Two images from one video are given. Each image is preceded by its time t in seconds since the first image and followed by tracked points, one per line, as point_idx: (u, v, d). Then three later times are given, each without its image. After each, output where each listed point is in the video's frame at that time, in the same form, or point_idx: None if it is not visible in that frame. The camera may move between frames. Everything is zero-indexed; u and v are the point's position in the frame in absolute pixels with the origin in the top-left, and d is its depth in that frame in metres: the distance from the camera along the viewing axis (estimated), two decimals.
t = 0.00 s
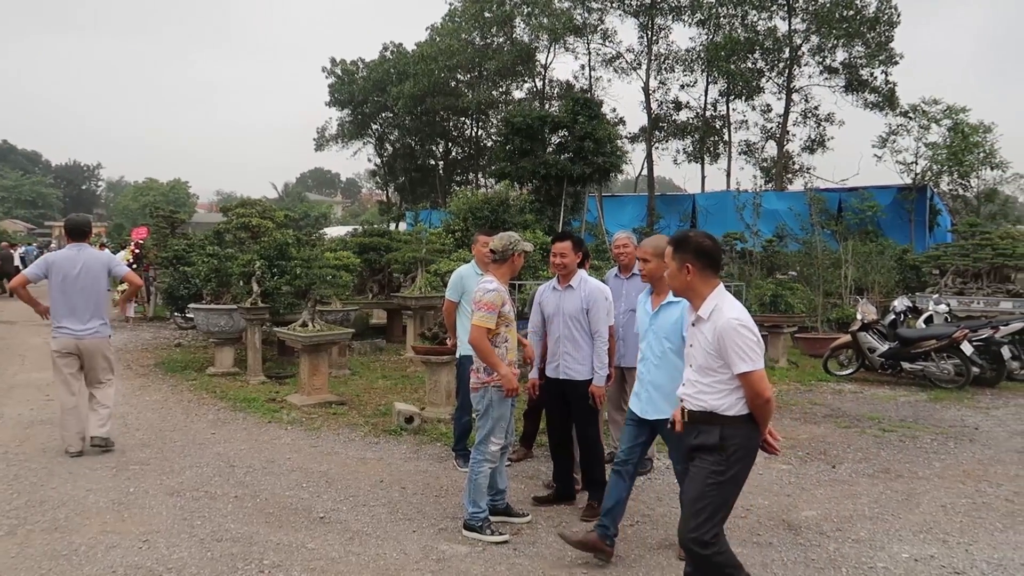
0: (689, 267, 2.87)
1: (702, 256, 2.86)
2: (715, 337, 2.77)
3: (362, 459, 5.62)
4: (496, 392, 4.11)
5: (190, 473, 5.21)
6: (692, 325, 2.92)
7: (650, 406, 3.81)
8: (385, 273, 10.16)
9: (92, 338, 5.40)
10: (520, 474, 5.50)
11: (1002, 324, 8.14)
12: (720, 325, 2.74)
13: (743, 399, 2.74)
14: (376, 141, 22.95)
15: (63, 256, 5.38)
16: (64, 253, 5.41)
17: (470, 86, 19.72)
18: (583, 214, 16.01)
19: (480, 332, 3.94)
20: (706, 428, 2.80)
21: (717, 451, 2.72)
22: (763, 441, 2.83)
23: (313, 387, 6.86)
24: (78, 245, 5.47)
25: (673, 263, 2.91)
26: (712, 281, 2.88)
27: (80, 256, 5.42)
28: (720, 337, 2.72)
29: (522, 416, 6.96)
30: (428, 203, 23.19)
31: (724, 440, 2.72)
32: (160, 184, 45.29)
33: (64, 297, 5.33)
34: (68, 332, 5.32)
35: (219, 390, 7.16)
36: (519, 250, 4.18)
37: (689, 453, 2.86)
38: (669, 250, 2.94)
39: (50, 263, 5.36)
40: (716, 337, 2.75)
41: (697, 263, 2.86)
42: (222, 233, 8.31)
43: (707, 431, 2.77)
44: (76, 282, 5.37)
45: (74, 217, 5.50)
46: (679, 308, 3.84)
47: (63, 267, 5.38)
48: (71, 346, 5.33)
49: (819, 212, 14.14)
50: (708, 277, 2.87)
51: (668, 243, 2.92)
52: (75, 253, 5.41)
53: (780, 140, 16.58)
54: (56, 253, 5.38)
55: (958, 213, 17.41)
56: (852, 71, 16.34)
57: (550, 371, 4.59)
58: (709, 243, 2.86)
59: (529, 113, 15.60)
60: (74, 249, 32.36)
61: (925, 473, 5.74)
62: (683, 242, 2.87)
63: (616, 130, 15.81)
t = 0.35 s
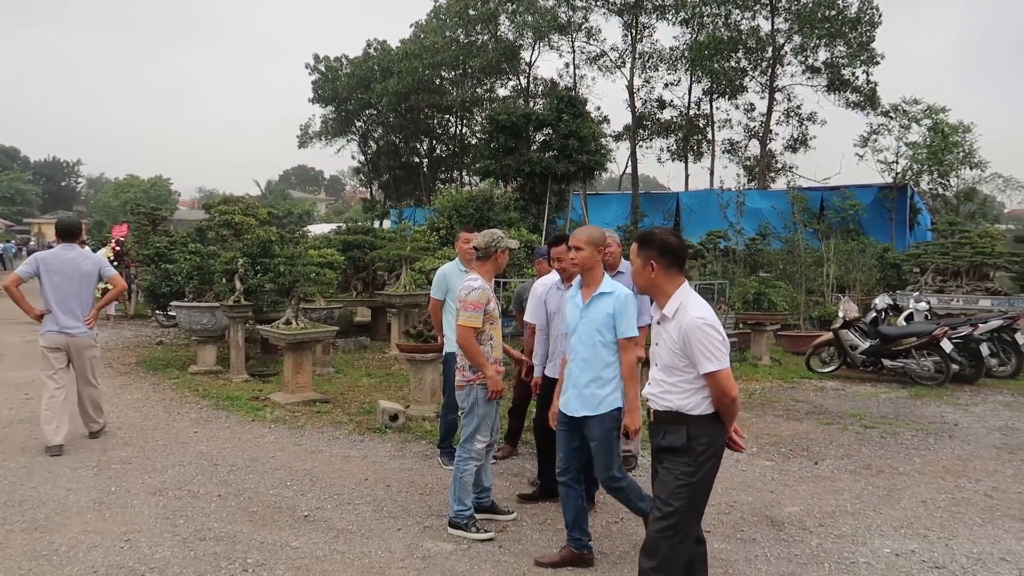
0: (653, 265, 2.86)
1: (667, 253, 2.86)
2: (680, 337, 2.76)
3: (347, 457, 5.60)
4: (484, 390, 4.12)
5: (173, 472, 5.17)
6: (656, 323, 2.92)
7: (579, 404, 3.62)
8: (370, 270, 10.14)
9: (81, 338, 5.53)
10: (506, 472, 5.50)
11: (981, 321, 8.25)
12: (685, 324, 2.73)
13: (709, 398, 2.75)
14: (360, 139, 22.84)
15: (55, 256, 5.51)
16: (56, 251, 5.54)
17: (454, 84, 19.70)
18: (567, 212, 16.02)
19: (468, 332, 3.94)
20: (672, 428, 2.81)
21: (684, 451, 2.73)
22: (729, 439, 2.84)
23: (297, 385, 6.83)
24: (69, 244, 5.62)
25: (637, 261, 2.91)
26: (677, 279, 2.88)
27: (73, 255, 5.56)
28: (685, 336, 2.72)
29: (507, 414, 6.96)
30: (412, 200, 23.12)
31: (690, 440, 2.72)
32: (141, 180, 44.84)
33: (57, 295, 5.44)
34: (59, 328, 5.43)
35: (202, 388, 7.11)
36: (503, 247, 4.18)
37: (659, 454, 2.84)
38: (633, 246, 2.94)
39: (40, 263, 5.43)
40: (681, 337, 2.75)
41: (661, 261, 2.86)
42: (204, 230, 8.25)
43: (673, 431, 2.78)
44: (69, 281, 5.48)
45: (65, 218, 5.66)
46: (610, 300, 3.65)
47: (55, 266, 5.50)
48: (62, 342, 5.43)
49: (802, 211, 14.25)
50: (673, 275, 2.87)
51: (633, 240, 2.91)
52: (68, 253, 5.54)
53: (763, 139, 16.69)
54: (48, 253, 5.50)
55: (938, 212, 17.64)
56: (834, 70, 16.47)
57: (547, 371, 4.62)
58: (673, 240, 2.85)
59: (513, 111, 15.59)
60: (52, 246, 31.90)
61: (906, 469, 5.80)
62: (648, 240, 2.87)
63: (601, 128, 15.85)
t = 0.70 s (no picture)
0: (630, 256, 2.84)
1: (644, 246, 2.83)
2: (654, 333, 2.72)
3: (335, 454, 5.60)
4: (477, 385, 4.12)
5: (160, 471, 5.15)
6: (627, 318, 2.88)
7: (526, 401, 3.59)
8: (358, 268, 10.13)
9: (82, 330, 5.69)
10: (494, 468, 5.52)
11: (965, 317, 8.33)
12: (661, 321, 2.70)
13: (678, 397, 2.73)
14: (348, 135, 22.79)
15: (56, 252, 5.62)
16: (56, 247, 5.64)
17: (442, 81, 19.66)
18: (556, 209, 16.05)
19: (459, 329, 3.94)
20: (639, 427, 2.77)
21: (653, 454, 2.69)
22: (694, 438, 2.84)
23: (285, 382, 6.81)
24: (67, 240, 5.74)
25: (614, 251, 2.88)
26: (652, 273, 2.86)
27: (73, 251, 5.69)
28: (660, 334, 2.68)
29: (495, 411, 6.97)
30: (400, 197, 23.07)
31: (659, 441, 2.69)
32: (126, 177, 44.51)
33: (59, 290, 5.56)
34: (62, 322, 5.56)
35: (189, 386, 7.09)
36: (489, 242, 4.18)
37: (624, 455, 2.79)
38: (611, 237, 2.91)
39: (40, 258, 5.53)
40: (655, 334, 2.71)
41: (638, 252, 2.83)
42: (191, 227, 8.22)
43: (640, 430, 2.74)
44: (71, 277, 5.62)
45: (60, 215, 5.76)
46: (560, 298, 3.67)
47: (57, 261, 5.60)
48: (64, 335, 5.57)
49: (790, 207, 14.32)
50: (648, 269, 2.85)
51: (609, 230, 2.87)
52: (69, 248, 5.70)
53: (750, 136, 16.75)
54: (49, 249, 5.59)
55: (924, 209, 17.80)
56: (820, 68, 16.55)
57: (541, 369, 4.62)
58: (652, 232, 2.83)
59: (501, 107, 15.57)
60: (34, 244, 31.56)
61: (892, 464, 5.84)
62: (626, 231, 2.84)
63: (589, 125, 15.87)
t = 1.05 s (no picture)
0: (622, 250, 2.83)
1: (629, 238, 2.87)
2: (634, 331, 2.72)
3: (318, 452, 5.58)
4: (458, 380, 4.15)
5: (139, 469, 5.10)
6: (600, 316, 2.88)
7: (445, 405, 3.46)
8: (340, 264, 10.09)
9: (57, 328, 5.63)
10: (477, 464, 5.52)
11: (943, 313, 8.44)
12: (639, 318, 2.71)
13: (655, 394, 2.75)
14: (329, 131, 22.69)
15: (32, 251, 5.56)
16: (32, 246, 5.58)
17: (424, 77, 19.60)
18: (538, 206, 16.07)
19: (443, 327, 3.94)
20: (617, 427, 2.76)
21: (635, 452, 2.69)
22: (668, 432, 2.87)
23: (266, 379, 6.78)
24: (41, 239, 5.68)
25: (604, 248, 2.81)
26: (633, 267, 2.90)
27: (48, 250, 5.63)
28: (639, 330, 2.70)
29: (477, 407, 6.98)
30: (382, 193, 22.98)
31: (641, 439, 2.70)
32: (105, 174, 43.99)
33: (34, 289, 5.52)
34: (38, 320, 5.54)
35: (169, 384, 7.03)
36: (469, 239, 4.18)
37: (601, 457, 2.77)
38: (595, 233, 2.81)
39: (15, 256, 5.52)
40: (635, 332, 2.71)
41: (627, 246, 2.86)
42: (171, 224, 8.15)
43: (619, 430, 2.73)
44: (47, 276, 5.54)
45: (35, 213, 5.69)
46: (475, 298, 3.48)
47: (32, 260, 5.54)
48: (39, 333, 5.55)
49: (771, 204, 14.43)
50: (631, 262, 2.89)
51: (599, 226, 2.80)
52: (43, 246, 5.62)
53: (731, 133, 16.84)
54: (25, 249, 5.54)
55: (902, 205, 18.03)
56: (801, 66, 16.68)
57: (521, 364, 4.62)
58: (633, 225, 2.89)
59: (483, 103, 15.55)
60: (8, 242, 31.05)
61: (871, 458, 5.91)
62: (615, 225, 2.83)
63: (571, 121, 15.88)
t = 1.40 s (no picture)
0: (614, 240, 2.87)
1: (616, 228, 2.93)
2: (624, 321, 2.75)
3: (303, 449, 5.56)
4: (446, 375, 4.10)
5: (122, 468, 5.06)
6: (580, 308, 2.87)
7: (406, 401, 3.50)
8: (324, 261, 10.06)
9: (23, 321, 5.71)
10: (464, 461, 5.52)
11: (924, 308, 8.53)
12: (629, 307, 2.75)
13: (634, 385, 2.80)
14: (314, 127, 22.58)
15: None
16: None
17: (409, 72, 19.53)
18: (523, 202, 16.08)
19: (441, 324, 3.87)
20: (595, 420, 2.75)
21: (615, 446, 2.70)
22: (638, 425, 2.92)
23: (251, 376, 6.75)
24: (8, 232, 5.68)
25: (603, 239, 2.81)
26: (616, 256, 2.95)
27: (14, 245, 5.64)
28: (629, 320, 2.73)
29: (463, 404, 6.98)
30: (367, 189, 22.90)
31: (620, 433, 2.72)
32: (85, 169, 43.50)
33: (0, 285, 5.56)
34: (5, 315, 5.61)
35: (153, 382, 6.97)
36: (455, 234, 4.15)
37: (577, 454, 2.76)
38: (592, 225, 2.78)
39: None
40: (625, 321, 2.74)
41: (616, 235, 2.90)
42: (153, 220, 8.09)
43: (599, 425, 2.73)
44: (10, 272, 5.59)
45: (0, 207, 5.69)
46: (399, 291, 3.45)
47: None
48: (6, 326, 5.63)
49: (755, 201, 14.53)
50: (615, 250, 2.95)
51: (599, 216, 2.79)
52: (8, 241, 5.62)
53: (716, 129, 16.92)
54: None
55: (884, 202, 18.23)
56: (784, 63, 16.78)
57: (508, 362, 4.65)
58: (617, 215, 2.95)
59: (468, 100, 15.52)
60: None
61: (853, 452, 5.97)
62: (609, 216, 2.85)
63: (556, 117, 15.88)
